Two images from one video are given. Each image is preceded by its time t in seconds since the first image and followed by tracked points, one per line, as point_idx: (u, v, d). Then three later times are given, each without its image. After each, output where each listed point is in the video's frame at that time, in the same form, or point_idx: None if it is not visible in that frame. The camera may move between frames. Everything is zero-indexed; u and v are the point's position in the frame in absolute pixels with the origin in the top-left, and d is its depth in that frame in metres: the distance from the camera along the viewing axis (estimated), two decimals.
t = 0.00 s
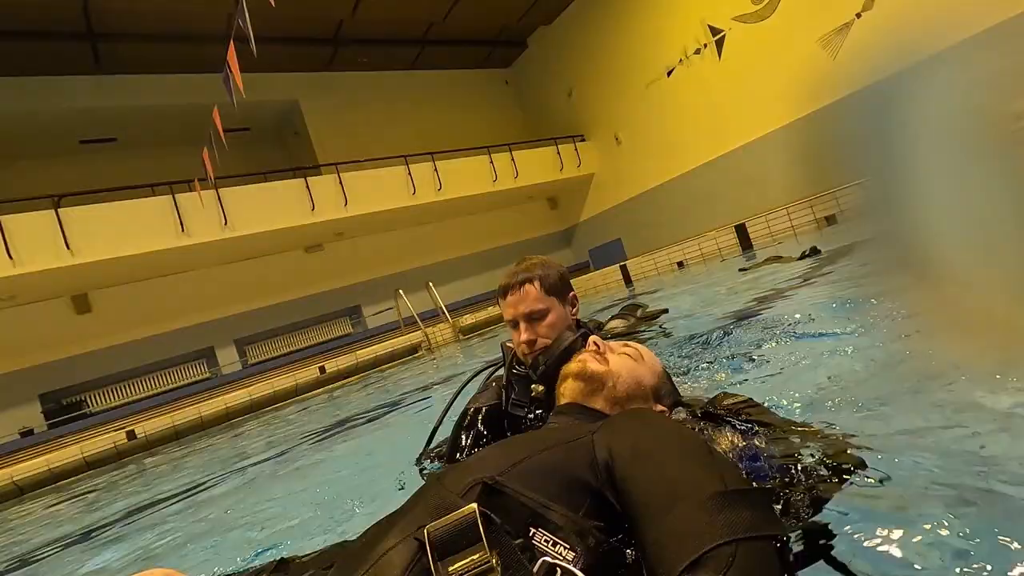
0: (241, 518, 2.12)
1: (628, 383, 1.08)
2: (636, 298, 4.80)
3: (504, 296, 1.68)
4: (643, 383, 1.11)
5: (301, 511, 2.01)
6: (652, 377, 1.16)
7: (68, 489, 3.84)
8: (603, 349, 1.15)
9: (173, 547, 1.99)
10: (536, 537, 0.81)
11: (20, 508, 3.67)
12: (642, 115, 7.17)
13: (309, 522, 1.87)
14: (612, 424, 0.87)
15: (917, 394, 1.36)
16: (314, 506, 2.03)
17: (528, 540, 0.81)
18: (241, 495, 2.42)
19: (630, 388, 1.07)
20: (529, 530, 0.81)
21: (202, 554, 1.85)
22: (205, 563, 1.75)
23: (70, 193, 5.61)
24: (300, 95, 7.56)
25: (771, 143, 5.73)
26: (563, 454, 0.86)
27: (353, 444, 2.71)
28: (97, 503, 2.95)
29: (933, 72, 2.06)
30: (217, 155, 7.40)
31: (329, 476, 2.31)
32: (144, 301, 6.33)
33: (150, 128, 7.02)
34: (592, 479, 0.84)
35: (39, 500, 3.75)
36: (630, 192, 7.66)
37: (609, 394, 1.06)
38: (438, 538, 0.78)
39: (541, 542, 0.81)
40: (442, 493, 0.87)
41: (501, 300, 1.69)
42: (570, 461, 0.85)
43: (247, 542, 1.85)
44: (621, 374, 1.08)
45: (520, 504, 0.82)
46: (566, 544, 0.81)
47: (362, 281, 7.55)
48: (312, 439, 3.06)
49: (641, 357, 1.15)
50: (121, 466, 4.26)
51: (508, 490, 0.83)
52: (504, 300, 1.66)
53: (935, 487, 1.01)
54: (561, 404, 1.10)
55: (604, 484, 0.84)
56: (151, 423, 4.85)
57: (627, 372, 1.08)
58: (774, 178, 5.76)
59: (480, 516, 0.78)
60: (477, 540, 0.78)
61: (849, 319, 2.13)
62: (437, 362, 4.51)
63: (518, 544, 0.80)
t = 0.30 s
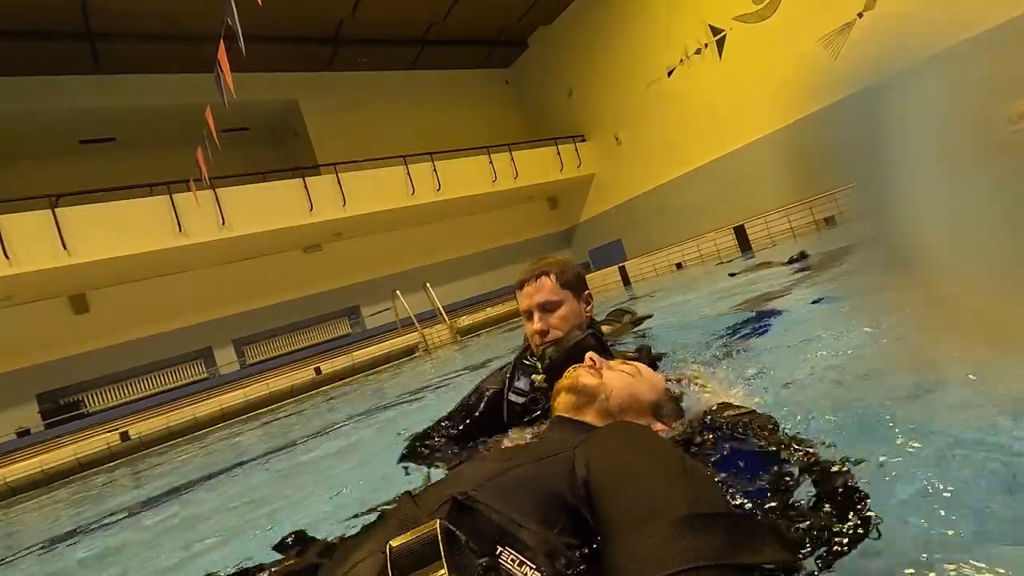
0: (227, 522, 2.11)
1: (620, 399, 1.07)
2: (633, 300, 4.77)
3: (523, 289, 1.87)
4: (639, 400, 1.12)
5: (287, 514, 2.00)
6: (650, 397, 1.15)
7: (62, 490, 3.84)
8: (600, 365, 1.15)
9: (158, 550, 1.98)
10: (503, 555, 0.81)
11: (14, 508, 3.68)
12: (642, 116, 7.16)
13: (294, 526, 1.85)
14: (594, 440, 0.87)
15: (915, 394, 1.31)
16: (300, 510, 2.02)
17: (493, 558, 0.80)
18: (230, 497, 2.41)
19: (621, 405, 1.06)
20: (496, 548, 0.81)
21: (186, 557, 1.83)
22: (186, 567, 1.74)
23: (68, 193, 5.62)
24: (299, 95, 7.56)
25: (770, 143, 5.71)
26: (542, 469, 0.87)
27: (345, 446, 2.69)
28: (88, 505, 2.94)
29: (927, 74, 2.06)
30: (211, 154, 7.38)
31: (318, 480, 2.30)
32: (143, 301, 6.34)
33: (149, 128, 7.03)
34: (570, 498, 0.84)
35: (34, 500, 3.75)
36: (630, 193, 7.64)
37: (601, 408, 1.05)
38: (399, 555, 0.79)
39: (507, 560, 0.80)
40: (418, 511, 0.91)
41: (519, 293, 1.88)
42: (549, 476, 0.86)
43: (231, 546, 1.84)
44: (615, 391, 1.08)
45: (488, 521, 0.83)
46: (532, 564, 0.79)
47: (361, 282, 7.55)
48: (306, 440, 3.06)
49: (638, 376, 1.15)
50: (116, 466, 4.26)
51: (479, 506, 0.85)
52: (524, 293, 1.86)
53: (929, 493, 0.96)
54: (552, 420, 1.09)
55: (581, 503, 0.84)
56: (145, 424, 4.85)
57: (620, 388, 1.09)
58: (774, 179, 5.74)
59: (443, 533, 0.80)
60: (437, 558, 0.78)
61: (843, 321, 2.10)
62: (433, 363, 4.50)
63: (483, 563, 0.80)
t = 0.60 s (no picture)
0: (215, 525, 2.10)
1: (607, 398, 1.14)
2: (632, 302, 4.75)
3: (543, 271, 2.16)
4: (623, 397, 1.19)
5: (275, 518, 1.99)
6: (638, 397, 1.24)
7: (58, 490, 3.84)
8: (587, 365, 1.21)
9: (144, 552, 1.97)
10: (481, 554, 0.81)
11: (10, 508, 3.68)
12: (643, 116, 7.14)
13: (278, 530, 1.84)
14: (576, 440, 0.91)
15: (919, 388, 1.31)
16: (288, 513, 2.00)
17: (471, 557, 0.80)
18: (221, 500, 2.40)
19: (607, 403, 1.13)
20: (474, 547, 0.84)
21: (173, 559, 1.83)
22: (172, 570, 1.73)
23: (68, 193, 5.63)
24: (300, 96, 7.57)
25: (770, 144, 5.68)
26: (525, 468, 0.90)
27: (338, 449, 2.68)
28: (82, 507, 2.93)
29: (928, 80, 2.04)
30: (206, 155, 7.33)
31: (308, 481, 2.30)
32: (143, 301, 6.37)
33: (148, 128, 7.04)
34: (552, 497, 0.88)
35: (29, 501, 3.75)
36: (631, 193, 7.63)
37: (588, 405, 1.11)
38: (373, 551, 0.78)
39: (485, 558, 0.80)
40: (400, 510, 0.93)
41: (539, 275, 2.16)
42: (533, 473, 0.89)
43: (217, 548, 1.83)
44: (604, 390, 1.14)
45: (469, 520, 0.86)
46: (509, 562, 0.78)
47: (361, 282, 7.54)
48: (300, 442, 3.05)
49: (626, 376, 1.24)
50: (112, 467, 4.26)
51: (461, 503, 0.88)
52: (544, 274, 2.13)
53: (922, 483, 0.94)
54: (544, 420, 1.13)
55: (562, 502, 0.87)
56: (140, 425, 4.84)
57: (606, 388, 1.15)
58: (774, 181, 5.71)
59: (419, 530, 0.79)
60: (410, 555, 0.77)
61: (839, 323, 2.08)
62: (431, 365, 4.49)
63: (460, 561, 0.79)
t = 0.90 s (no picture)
0: (209, 525, 2.11)
1: (601, 392, 1.21)
2: (630, 304, 4.72)
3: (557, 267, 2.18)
4: (618, 390, 1.24)
5: (268, 518, 2.00)
6: (633, 388, 1.29)
7: (56, 491, 3.85)
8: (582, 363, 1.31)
9: (136, 553, 1.98)
10: (471, 543, 0.84)
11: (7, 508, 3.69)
12: (645, 118, 7.14)
13: (270, 532, 1.84)
14: (566, 433, 0.95)
15: (924, 388, 1.32)
16: (281, 514, 2.01)
17: (461, 546, 0.84)
18: (215, 502, 2.40)
19: (600, 397, 1.20)
20: (464, 537, 0.85)
21: (164, 561, 1.83)
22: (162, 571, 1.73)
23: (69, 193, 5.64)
24: (300, 97, 7.57)
25: (772, 146, 5.65)
26: (515, 458, 0.92)
27: (334, 450, 2.69)
28: (78, 507, 2.94)
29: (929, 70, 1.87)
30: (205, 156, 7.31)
31: (303, 483, 2.30)
32: (144, 302, 6.39)
33: (149, 128, 7.05)
34: (542, 486, 0.89)
35: (27, 501, 3.76)
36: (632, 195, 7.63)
37: (581, 398, 1.22)
38: (364, 543, 0.81)
39: (475, 548, 0.84)
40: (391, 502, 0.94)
41: (552, 271, 2.18)
42: (523, 463, 0.91)
43: (207, 550, 1.83)
44: (597, 385, 1.22)
45: (458, 511, 0.86)
46: (498, 550, 0.82)
47: (361, 283, 7.54)
48: (297, 444, 3.05)
49: (621, 371, 1.30)
50: (109, 467, 4.27)
51: (450, 496, 0.88)
52: (557, 269, 2.15)
53: (910, 485, 0.96)
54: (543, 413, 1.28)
55: (553, 491, 0.89)
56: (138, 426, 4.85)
57: (600, 381, 1.23)
58: (776, 184, 5.69)
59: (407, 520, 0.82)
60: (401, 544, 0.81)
61: (840, 330, 2.05)
62: (429, 367, 4.48)
63: (449, 549, 0.84)
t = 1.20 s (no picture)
0: (203, 528, 2.11)
1: (602, 398, 1.20)
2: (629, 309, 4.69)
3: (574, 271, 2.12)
4: (618, 396, 1.23)
5: (262, 521, 2.00)
6: (633, 393, 1.27)
7: (54, 492, 3.86)
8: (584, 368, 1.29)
9: (130, 556, 1.98)
10: (472, 541, 0.85)
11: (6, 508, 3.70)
12: (647, 120, 7.12)
13: (263, 535, 1.84)
14: (566, 435, 0.94)
15: (932, 395, 1.31)
16: (275, 516, 2.02)
17: (463, 544, 0.86)
18: (210, 504, 2.40)
19: (600, 402, 1.19)
20: (465, 535, 0.86)
21: (155, 565, 1.83)
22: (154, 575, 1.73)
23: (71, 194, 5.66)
24: (302, 99, 7.59)
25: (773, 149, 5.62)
26: (515, 461, 0.92)
27: (330, 454, 2.69)
28: (75, 509, 2.95)
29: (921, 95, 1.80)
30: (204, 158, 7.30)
31: (298, 486, 2.31)
32: (146, 303, 6.41)
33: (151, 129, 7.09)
34: (542, 487, 0.89)
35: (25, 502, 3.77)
36: (635, 197, 7.59)
37: (582, 404, 1.19)
38: (369, 541, 0.84)
39: (477, 546, 0.85)
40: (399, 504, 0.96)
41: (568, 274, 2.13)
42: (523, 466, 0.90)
43: (199, 554, 1.83)
44: (598, 391, 1.20)
45: (459, 510, 0.88)
46: (498, 548, 0.83)
47: (362, 285, 7.54)
48: (294, 446, 3.06)
49: (622, 376, 1.28)
50: (108, 469, 4.28)
51: (452, 497, 0.90)
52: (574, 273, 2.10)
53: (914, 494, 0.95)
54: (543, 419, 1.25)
55: (552, 492, 0.88)
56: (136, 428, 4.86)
57: (602, 388, 1.21)
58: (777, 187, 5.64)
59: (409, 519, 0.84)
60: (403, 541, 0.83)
61: (837, 339, 2.04)
62: (428, 370, 4.48)
63: (451, 547, 0.86)
